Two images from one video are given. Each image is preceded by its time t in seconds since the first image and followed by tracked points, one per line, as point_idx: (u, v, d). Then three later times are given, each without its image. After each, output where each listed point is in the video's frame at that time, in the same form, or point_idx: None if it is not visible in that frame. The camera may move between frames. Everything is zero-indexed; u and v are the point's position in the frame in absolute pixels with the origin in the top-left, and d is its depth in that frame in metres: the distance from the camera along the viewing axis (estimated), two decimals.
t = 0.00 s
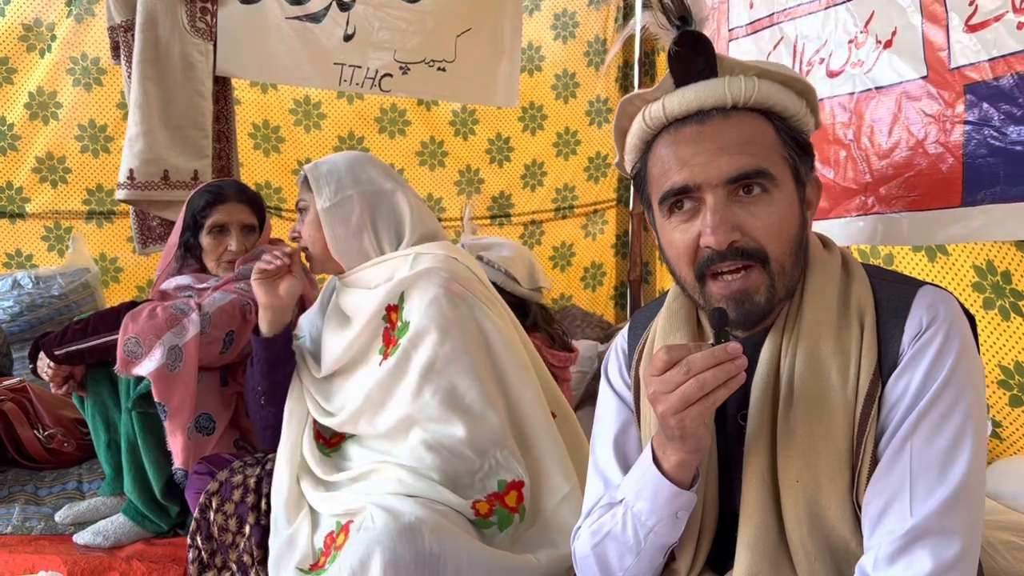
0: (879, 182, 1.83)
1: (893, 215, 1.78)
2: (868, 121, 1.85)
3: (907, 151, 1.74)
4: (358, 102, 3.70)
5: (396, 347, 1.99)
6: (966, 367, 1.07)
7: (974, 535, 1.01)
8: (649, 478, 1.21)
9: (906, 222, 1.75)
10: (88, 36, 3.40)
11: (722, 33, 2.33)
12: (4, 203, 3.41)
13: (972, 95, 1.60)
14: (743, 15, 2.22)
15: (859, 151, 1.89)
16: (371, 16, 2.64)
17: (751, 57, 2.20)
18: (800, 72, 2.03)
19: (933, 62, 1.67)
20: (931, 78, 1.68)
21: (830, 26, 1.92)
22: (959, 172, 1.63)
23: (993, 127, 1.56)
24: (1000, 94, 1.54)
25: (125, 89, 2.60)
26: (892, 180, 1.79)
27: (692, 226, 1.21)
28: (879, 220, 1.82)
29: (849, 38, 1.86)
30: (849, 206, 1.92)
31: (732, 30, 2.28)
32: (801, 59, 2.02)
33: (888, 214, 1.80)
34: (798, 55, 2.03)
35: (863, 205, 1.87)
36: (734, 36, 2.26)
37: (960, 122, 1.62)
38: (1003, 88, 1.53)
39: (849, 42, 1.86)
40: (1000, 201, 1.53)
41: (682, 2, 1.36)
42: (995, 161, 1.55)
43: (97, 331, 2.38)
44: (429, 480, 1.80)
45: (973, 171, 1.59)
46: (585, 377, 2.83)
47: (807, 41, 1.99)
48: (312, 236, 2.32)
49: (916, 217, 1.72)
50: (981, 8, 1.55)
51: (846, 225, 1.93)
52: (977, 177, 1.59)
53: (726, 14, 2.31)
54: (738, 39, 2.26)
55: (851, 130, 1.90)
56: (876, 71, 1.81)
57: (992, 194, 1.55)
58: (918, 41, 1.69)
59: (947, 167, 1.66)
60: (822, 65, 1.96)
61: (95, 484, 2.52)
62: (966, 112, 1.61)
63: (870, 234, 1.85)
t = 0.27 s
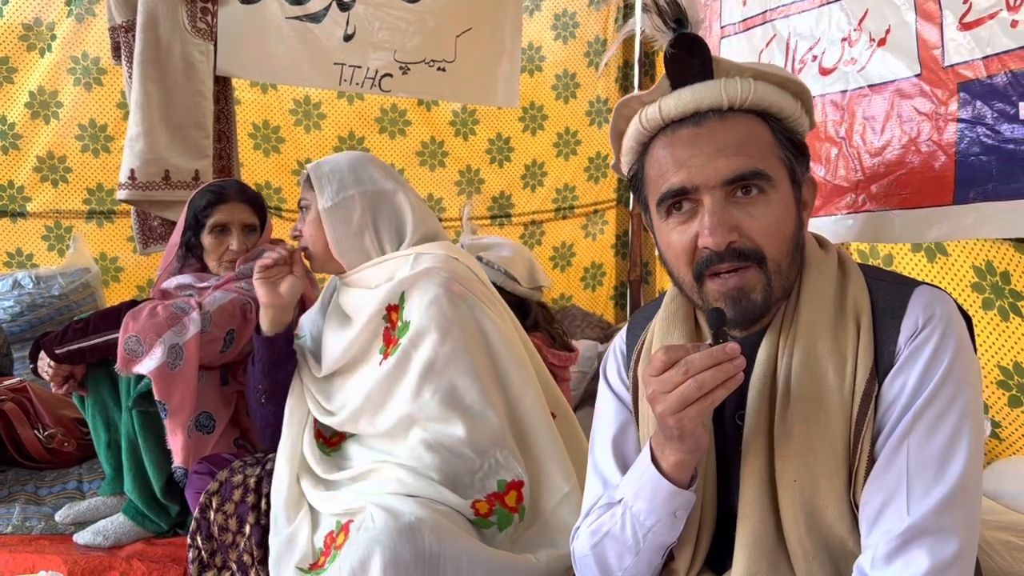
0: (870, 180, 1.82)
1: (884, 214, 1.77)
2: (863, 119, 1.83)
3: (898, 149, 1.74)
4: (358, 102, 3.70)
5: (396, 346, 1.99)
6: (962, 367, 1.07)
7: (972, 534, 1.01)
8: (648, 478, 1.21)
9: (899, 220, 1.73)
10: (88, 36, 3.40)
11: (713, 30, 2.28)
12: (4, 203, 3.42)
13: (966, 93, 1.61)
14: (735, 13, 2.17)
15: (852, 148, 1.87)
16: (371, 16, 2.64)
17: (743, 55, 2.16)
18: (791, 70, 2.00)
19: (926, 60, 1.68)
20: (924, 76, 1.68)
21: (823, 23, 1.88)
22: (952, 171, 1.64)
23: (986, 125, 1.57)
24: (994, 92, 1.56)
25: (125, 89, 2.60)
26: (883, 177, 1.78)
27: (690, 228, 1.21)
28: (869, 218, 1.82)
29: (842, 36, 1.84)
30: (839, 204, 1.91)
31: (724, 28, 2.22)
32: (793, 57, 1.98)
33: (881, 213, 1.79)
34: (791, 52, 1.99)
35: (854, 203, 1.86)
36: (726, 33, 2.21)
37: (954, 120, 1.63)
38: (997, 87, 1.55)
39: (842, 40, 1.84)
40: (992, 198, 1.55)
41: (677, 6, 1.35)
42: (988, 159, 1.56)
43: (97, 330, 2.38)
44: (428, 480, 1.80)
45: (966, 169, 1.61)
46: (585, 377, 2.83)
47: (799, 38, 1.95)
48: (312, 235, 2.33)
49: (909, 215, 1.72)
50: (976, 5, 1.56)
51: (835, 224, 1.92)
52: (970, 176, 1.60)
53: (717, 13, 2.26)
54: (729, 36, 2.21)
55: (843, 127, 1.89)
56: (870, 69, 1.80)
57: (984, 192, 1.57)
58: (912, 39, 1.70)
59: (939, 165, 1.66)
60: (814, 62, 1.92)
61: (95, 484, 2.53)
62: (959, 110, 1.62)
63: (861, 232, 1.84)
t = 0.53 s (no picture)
0: (869, 181, 1.80)
1: (885, 215, 1.75)
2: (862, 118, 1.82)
3: (897, 150, 1.74)
4: (358, 103, 3.70)
5: (396, 345, 2.00)
6: (962, 366, 1.07)
7: (972, 533, 1.01)
8: (648, 477, 1.21)
9: (898, 220, 1.72)
10: (88, 35, 3.40)
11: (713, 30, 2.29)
12: (4, 202, 3.42)
13: (964, 93, 1.62)
14: (733, 12, 2.18)
15: (850, 148, 1.86)
16: (372, 16, 2.64)
17: (741, 54, 2.16)
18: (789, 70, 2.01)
19: (926, 60, 1.68)
20: (922, 76, 1.69)
21: (821, 23, 1.89)
22: (951, 170, 1.63)
23: (984, 125, 1.58)
24: (992, 92, 1.56)
25: (125, 89, 2.60)
26: (881, 178, 1.77)
27: (702, 222, 1.21)
28: (867, 219, 1.79)
29: (840, 36, 1.85)
30: (837, 204, 1.88)
31: (722, 27, 2.24)
32: (791, 57, 1.99)
33: (882, 213, 1.76)
34: (788, 52, 2.00)
35: (852, 203, 1.84)
36: (724, 33, 2.23)
37: (952, 120, 1.63)
38: (995, 87, 1.56)
39: (840, 40, 1.85)
40: (990, 198, 1.56)
41: None
42: (986, 159, 1.57)
43: (96, 330, 2.39)
44: (428, 480, 1.81)
45: (964, 169, 1.61)
46: (585, 377, 2.83)
47: (797, 38, 1.97)
48: (313, 235, 2.33)
49: (906, 216, 1.70)
50: (974, 5, 1.57)
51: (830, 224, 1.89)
52: (968, 174, 1.60)
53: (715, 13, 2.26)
54: (725, 36, 2.23)
55: (841, 127, 1.88)
56: (869, 67, 1.80)
57: (982, 193, 1.57)
58: (911, 38, 1.70)
59: (938, 164, 1.66)
60: (812, 62, 1.93)
61: (95, 484, 2.53)
62: (958, 110, 1.62)
63: (859, 232, 1.81)
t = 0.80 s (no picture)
0: (868, 183, 1.82)
1: (883, 216, 1.77)
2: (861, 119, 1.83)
3: (895, 151, 1.74)
4: (358, 103, 3.70)
5: (395, 345, 2.00)
6: (962, 366, 1.07)
7: (972, 533, 1.01)
8: (648, 476, 1.21)
9: (896, 222, 1.73)
10: (88, 36, 3.40)
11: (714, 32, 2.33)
12: (4, 202, 3.42)
13: (962, 95, 1.61)
14: (735, 14, 2.21)
15: (848, 150, 1.88)
16: (372, 16, 2.64)
17: (742, 54, 2.19)
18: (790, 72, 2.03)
19: (924, 61, 1.68)
20: (921, 77, 1.69)
21: (821, 25, 1.90)
22: (947, 171, 1.64)
23: (982, 127, 1.58)
24: (991, 94, 1.56)
25: (125, 89, 2.60)
26: (880, 179, 1.79)
27: (700, 223, 1.21)
28: (865, 221, 1.81)
29: (840, 37, 1.86)
30: (837, 206, 1.90)
31: (724, 29, 2.27)
32: (792, 59, 2.01)
33: (880, 215, 1.78)
34: (789, 54, 2.02)
35: (851, 205, 1.86)
36: (726, 35, 2.26)
37: (950, 122, 1.64)
38: (993, 88, 1.55)
39: (840, 42, 1.86)
40: (987, 200, 1.56)
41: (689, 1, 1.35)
42: (984, 161, 1.57)
43: (96, 330, 2.39)
44: (428, 480, 1.81)
45: (962, 170, 1.61)
46: (585, 377, 2.83)
47: (797, 40, 1.99)
48: (311, 236, 2.34)
49: (904, 219, 1.72)
50: (972, 7, 1.56)
51: (833, 227, 1.91)
52: (965, 176, 1.61)
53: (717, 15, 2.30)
54: (728, 38, 2.26)
55: (842, 129, 1.89)
56: (869, 67, 1.81)
57: (980, 194, 1.57)
58: (909, 39, 1.70)
59: (936, 166, 1.66)
60: (813, 64, 1.95)
61: (95, 483, 2.53)
62: (955, 112, 1.62)
63: (858, 234, 1.83)
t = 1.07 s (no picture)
0: (875, 185, 1.85)
1: (889, 219, 1.81)
2: (865, 121, 1.86)
3: (902, 154, 1.77)
4: (359, 103, 3.70)
5: (394, 345, 2.00)
6: (962, 367, 1.07)
7: (972, 534, 1.02)
8: (648, 477, 1.21)
9: (902, 225, 1.77)
10: (88, 36, 3.40)
11: (719, 34, 2.38)
12: (4, 203, 3.42)
13: (968, 97, 1.62)
14: (740, 16, 2.26)
15: (855, 152, 1.91)
16: (372, 16, 2.64)
17: (748, 57, 2.25)
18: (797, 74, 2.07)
19: (929, 64, 1.69)
20: (926, 80, 1.70)
21: (826, 27, 1.95)
22: (954, 173, 1.65)
23: (988, 130, 1.58)
24: (996, 96, 1.56)
25: (125, 89, 2.60)
26: (887, 181, 1.81)
27: (698, 227, 1.21)
28: (874, 224, 1.85)
29: (845, 39, 1.89)
30: (846, 207, 1.95)
31: (729, 32, 2.33)
32: (798, 61, 2.05)
33: (883, 217, 1.83)
34: (795, 56, 2.06)
35: (860, 207, 1.90)
36: (731, 37, 2.31)
37: (956, 124, 1.64)
38: (998, 91, 1.55)
39: (845, 45, 1.89)
40: (994, 203, 1.56)
41: (687, 3, 1.36)
42: (990, 163, 1.57)
43: (97, 330, 2.39)
44: (428, 480, 1.81)
45: (968, 172, 1.62)
46: (585, 377, 2.83)
47: (803, 42, 2.03)
48: (309, 236, 2.33)
49: (910, 220, 1.75)
50: (976, 9, 1.57)
51: (841, 229, 1.97)
52: (972, 177, 1.61)
53: (723, 16, 2.36)
54: (734, 40, 2.31)
55: (847, 131, 1.92)
56: (872, 72, 1.84)
57: (987, 197, 1.58)
58: (914, 41, 1.71)
59: (942, 168, 1.68)
60: (819, 66, 1.98)
61: (95, 484, 2.53)
62: (961, 114, 1.63)
63: (866, 235, 1.88)
